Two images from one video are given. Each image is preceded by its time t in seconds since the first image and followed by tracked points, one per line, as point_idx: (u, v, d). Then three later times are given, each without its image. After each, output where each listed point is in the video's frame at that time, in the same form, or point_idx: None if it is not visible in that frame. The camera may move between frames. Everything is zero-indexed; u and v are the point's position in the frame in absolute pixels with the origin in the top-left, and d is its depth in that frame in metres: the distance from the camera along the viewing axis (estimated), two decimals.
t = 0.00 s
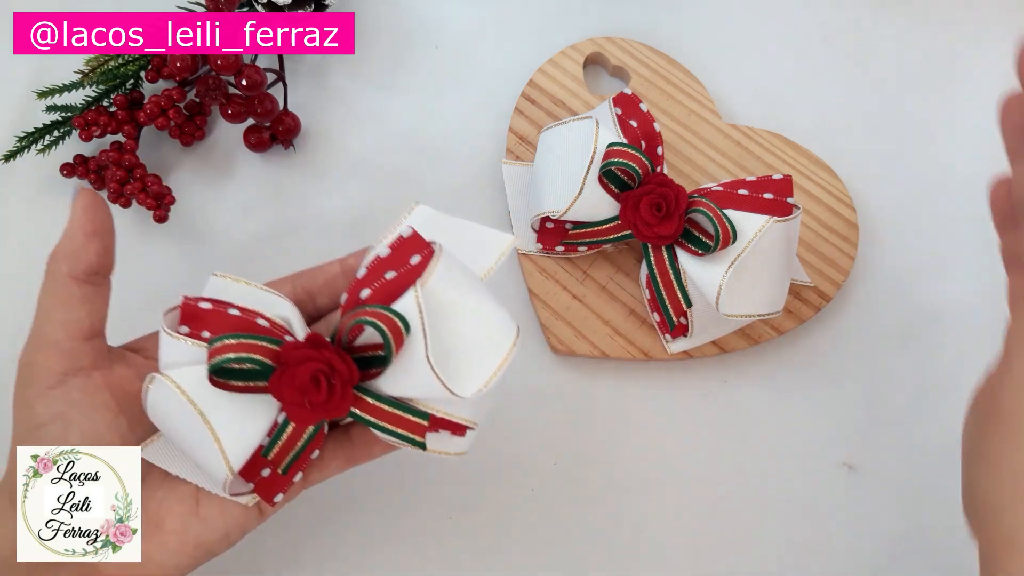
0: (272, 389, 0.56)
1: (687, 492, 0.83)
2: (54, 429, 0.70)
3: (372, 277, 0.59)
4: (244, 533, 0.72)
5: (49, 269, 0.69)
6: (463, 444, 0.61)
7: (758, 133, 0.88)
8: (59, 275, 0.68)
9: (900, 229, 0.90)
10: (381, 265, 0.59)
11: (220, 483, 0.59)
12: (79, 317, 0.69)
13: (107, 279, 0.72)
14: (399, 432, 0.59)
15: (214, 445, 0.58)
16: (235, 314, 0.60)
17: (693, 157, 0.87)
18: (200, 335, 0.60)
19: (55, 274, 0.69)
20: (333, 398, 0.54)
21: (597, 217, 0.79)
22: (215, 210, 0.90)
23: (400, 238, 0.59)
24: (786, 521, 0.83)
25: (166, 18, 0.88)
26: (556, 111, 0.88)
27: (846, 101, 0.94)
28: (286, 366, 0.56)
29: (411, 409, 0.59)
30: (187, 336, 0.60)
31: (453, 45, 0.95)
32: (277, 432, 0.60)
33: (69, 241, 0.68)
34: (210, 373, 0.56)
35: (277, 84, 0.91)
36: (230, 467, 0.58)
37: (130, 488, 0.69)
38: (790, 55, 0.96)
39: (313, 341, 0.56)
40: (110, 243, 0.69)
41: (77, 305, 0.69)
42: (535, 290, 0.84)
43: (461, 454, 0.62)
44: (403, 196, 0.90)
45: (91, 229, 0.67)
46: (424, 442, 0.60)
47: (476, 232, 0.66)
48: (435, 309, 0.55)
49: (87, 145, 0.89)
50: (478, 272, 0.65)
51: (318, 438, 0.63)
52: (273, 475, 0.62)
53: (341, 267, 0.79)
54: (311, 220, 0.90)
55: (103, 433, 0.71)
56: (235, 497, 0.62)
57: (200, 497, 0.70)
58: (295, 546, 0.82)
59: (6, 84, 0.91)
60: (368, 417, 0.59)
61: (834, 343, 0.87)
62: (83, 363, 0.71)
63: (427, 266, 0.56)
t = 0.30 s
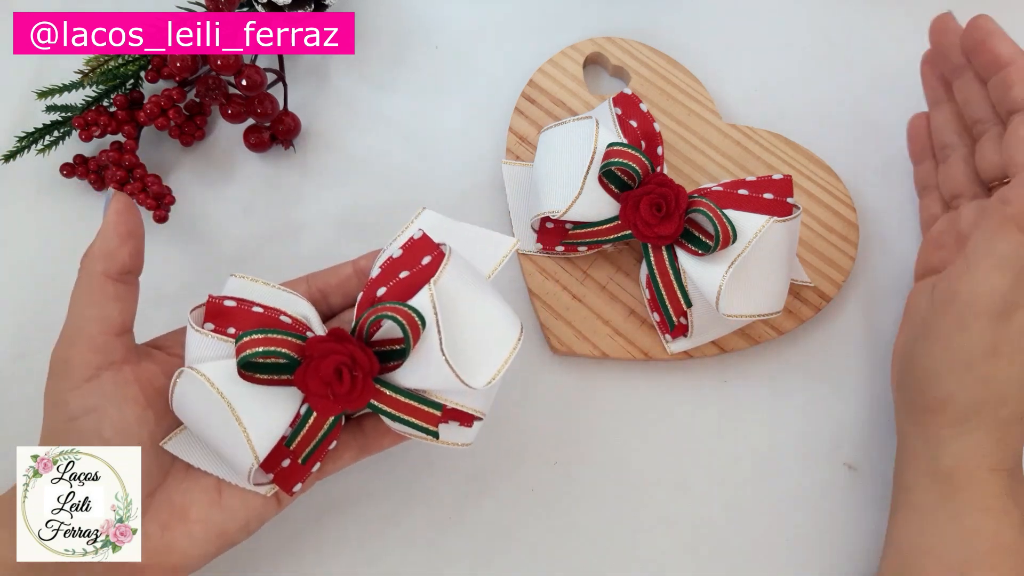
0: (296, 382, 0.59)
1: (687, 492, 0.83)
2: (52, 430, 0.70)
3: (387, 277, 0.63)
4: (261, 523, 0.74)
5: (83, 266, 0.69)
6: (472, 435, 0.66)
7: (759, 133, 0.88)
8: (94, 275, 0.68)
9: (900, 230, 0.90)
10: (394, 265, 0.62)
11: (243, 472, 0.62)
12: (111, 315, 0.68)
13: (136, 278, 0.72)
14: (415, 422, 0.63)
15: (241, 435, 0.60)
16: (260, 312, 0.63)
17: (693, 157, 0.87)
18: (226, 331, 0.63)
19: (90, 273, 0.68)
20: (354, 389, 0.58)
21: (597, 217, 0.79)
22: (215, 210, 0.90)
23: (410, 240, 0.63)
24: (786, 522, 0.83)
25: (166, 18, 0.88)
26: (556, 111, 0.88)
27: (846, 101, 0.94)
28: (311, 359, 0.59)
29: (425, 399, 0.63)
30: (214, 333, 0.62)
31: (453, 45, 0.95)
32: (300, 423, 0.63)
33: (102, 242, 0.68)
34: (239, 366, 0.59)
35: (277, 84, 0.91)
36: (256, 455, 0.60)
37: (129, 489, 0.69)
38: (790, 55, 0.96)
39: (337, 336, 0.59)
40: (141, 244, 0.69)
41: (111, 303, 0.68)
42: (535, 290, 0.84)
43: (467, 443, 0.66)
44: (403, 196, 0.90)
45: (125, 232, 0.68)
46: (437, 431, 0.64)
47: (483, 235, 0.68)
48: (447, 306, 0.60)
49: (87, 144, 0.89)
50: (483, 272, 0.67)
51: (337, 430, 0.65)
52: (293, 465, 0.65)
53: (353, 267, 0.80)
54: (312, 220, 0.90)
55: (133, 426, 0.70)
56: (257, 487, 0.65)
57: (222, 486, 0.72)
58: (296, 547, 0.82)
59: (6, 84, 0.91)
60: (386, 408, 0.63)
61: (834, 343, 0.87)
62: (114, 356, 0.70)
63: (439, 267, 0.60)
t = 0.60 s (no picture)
0: (265, 330, 0.59)
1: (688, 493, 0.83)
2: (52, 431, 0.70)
3: (352, 223, 0.63)
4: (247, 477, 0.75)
5: (50, 227, 0.68)
6: (446, 376, 0.67)
7: (759, 133, 0.88)
8: (61, 237, 0.68)
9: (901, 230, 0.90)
10: (358, 212, 0.62)
11: (220, 423, 0.63)
12: (81, 274, 0.68)
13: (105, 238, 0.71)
14: (388, 364, 0.62)
15: (215, 385, 0.61)
16: (226, 264, 0.63)
17: (693, 158, 0.87)
18: (194, 285, 0.63)
19: (56, 233, 0.68)
20: (323, 332, 0.58)
21: (597, 216, 0.79)
22: (216, 210, 0.90)
23: (374, 186, 0.63)
24: (786, 522, 0.83)
25: (166, 18, 0.88)
26: (556, 110, 0.89)
27: (845, 102, 0.94)
28: (278, 306, 0.59)
29: (397, 341, 0.62)
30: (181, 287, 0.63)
31: (454, 45, 0.95)
32: (273, 370, 0.64)
33: (67, 203, 0.67)
34: (206, 317, 0.59)
35: (277, 84, 0.91)
36: (230, 403, 0.61)
37: (129, 489, 0.70)
38: (790, 55, 0.96)
39: (302, 281, 0.59)
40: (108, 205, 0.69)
41: (80, 262, 0.68)
42: (535, 290, 0.84)
43: (443, 385, 0.67)
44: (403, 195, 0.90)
45: (89, 191, 0.67)
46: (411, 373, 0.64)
47: (446, 182, 0.70)
48: (413, 249, 0.60)
49: (87, 144, 0.89)
50: (449, 216, 0.69)
51: (311, 378, 0.66)
52: (271, 415, 0.66)
53: (321, 220, 0.80)
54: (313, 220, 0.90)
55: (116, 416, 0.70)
56: (237, 439, 0.66)
57: (203, 442, 0.72)
58: (296, 546, 0.82)
59: (6, 84, 0.91)
60: (358, 352, 0.62)
61: (834, 343, 0.87)
62: (87, 316, 0.70)
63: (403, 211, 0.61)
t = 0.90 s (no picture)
0: (281, 352, 0.60)
1: (688, 493, 0.83)
2: (52, 431, 0.70)
3: (370, 247, 0.63)
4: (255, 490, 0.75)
5: (67, 240, 0.68)
6: (458, 400, 0.65)
7: (759, 133, 0.88)
8: (78, 251, 0.67)
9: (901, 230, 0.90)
10: (376, 236, 0.63)
11: (231, 441, 0.63)
12: (96, 289, 0.68)
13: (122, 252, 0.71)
14: (401, 389, 0.63)
15: (227, 405, 0.61)
16: (243, 284, 0.64)
17: (693, 157, 0.87)
18: (209, 304, 0.64)
19: (73, 247, 0.67)
20: (338, 356, 0.59)
21: (597, 216, 0.79)
22: (216, 210, 0.90)
23: (392, 210, 0.63)
24: (787, 522, 0.83)
25: (166, 18, 0.88)
26: (556, 110, 0.89)
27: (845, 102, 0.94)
28: (294, 330, 0.59)
29: (410, 366, 0.63)
30: (196, 306, 0.63)
31: (454, 45, 0.95)
32: (286, 392, 0.63)
33: (85, 217, 0.67)
34: (222, 338, 0.60)
35: (277, 84, 0.91)
36: (242, 423, 0.61)
37: (129, 489, 0.70)
38: (790, 55, 0.96)
39: (318, 305, 0.60)
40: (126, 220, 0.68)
41: (96, 277, 0.68)
42: (535, 290, 0.84)
43: (455, 409, 0.65)
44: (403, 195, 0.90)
45: (108, 206, 0.67)
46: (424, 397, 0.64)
47: (466, 204, 0.69)
48: (431, 274, 0.60)
49: (87, 144, 0.89)
50: (466, 239, 0.68)
51: (324, 398, 0.66)
52: (281, 434, 0.65)
53: (336, 238, 0.80)
54: (313, 220, 0.90)
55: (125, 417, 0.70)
56: (246, 456, 0.65)
57: (213, 458, 0.72)
58: (297, 545, 0.82)
59: (6, 84, 0.91)
60: (372, 376, 0.63)
61: (834, 343, 0.87)
62: (102, 330, 0.70)
63: (422, 235, 0.61)
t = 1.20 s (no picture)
0: (298, 373, 0.59)
1: (688, 493, 0.83)
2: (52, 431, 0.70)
3: (387, 269, 0.63)
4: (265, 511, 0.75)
5: (84, 255, 0.68)
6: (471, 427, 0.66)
7: (759, 133, 0.88)
8: (95, 265, 0.67)
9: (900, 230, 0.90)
10: (394, 258, 0.63)
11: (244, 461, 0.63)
12: (112, 305, 0.68)
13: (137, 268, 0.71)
14: (416, 414, 0.63)
15: (242, 426, 0.61)
16: (260, 303, 0.63)
17: (693, 158, 0.87)
18: (225, 322, 0.63)
19: (89, 261, 0.68)
20: (355, 380, 0.58)
21: (598, 216, 0.79)
22: (216, 210, 0.90)
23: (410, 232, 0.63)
24: (786, 522, 0.83)
25: (166, 18, 0.88)
26: (556, 111, 0.89)
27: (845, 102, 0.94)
28: (311, 351, 0.59)
29: (426, 391, 0.63)
30: (213, 324, 0.63)
31: (454, 45, 0.95)
32: (301, 413, 0.64)
33: (103, 231, 0.67)
34: (239, 359, 0.59)
35: (277, 84, 0.91)
36: (256, 445, 0.61)
37: (130, 489, 0.69)
38: (790, 55, 0.96)
39: (337, 327, 0.59)
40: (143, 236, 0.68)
41: (112, 293, 0.68)
42: (535, 290, 0.84)
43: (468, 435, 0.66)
44: (403, 195, 0.90)
45: (127, 222, 0.67)
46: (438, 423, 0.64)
47: (486, 226, 0.69)
48: (447, 300, 0.61)
49: (87, 144, 0.89)
50: (483, 264, 0.68)
51: (337, 421, 0.66)
52: (294, 455, 0.66)
53: (353, 258, 0.80)
54: (312, 220, 0.90)
55: (133, 416, 0.70)
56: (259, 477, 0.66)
57: (225, 476, 0.73)
58: (297, 546, 0.82)
59: (6, 84, 0.91)
60: (388, 400, 0.63)
61: (834, 344, 0.87)
62: (117, 345, 0.70)
63: (440, 259, 0.61)
